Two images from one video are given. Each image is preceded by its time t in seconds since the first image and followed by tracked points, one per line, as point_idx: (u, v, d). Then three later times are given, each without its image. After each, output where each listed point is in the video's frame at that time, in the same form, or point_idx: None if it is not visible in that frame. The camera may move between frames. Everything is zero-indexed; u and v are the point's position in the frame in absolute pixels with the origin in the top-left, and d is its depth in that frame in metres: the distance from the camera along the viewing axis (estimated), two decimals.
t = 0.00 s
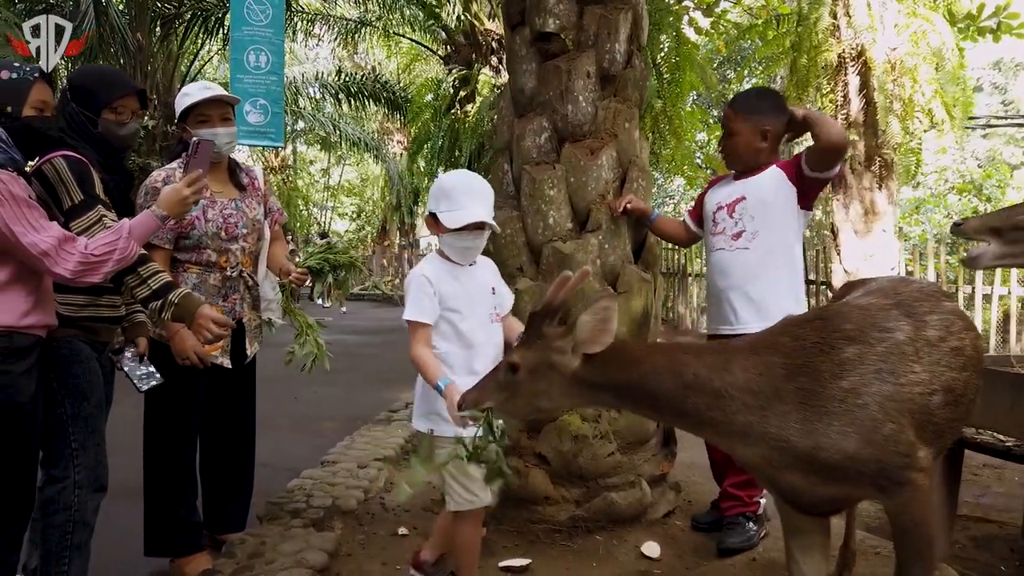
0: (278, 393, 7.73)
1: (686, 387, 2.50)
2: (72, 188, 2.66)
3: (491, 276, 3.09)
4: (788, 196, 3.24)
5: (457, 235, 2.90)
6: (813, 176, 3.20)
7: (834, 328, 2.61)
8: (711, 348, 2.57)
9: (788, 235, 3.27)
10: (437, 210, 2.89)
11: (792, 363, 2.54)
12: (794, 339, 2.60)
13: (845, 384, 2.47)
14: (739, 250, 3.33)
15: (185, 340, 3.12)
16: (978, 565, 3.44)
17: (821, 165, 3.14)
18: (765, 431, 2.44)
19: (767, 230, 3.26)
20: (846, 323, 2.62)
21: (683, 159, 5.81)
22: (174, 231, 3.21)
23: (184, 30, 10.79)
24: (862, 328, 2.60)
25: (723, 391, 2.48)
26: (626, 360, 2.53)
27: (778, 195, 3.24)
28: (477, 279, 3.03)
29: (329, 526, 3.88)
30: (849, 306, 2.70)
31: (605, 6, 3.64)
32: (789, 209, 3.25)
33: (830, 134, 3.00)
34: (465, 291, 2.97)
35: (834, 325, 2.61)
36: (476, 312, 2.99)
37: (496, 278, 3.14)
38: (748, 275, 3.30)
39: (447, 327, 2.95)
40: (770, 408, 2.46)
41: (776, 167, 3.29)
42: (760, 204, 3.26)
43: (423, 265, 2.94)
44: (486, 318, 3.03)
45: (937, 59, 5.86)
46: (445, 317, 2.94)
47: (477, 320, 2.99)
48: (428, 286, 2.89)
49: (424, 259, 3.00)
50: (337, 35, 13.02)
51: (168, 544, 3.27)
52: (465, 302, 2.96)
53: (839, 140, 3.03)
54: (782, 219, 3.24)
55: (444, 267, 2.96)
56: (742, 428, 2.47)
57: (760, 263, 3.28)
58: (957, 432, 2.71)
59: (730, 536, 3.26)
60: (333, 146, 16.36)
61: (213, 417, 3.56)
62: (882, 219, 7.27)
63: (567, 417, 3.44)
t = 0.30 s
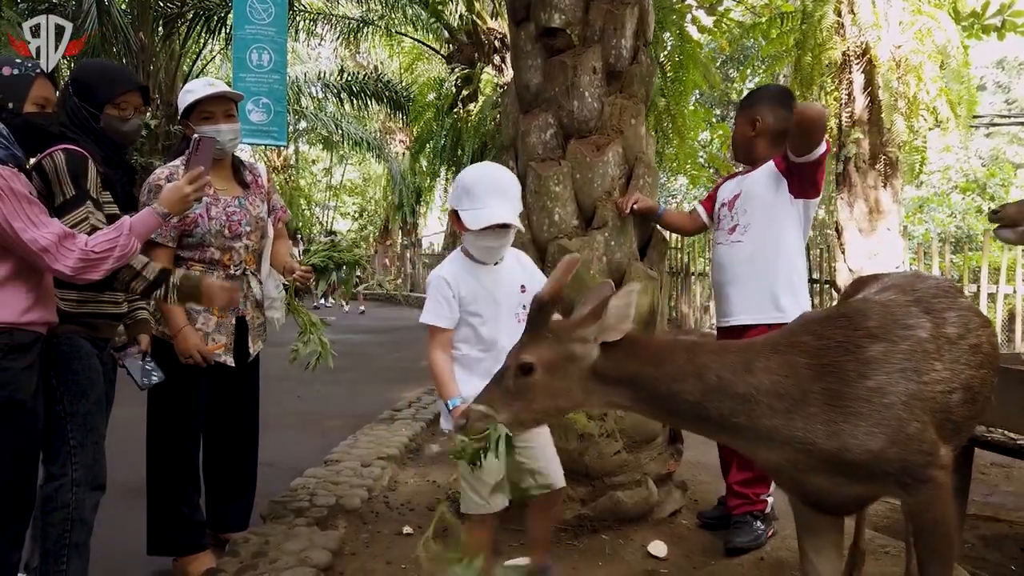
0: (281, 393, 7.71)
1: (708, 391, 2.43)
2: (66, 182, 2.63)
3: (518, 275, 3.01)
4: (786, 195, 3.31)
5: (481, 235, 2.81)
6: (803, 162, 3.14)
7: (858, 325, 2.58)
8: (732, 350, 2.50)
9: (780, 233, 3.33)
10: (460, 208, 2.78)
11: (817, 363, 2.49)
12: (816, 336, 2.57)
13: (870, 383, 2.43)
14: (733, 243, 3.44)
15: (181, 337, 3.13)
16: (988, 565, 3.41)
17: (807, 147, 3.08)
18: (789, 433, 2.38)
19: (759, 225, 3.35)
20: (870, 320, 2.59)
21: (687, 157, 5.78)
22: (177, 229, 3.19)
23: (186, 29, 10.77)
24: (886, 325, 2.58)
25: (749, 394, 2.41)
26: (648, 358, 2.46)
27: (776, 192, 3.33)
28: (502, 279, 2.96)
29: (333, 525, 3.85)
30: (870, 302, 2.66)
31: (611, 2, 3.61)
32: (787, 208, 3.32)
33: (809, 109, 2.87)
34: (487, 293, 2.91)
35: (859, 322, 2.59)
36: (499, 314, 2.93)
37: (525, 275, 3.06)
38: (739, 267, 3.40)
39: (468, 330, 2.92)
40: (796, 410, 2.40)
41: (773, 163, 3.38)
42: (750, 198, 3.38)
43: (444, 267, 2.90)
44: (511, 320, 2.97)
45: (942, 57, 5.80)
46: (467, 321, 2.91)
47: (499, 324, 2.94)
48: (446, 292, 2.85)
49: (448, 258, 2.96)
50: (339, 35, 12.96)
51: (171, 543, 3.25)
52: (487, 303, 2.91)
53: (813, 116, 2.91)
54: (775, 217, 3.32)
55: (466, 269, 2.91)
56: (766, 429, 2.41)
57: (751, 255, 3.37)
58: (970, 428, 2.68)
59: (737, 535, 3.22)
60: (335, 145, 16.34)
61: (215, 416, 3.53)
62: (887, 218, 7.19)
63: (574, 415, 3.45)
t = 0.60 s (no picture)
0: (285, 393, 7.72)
1: (741, 397, 2.08)
2: (55, 184, 2.63)
3: (572, 268, 2.81)
4: (778, 193, 3.33)
5: (534, 220, 2.55)
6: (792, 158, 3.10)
7: (884, 324, 2.45)
8: (761, 352, 2.18)
9: (773, 230, 3.34)
10: (512, 191, 2.52)
11: (849, 365, 2.31)
12: (843, 337, 2.36)
13: (902, 384, 2.33)
14: (730, 242, 3.50)
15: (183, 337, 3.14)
16: (995, 564, 3.40)
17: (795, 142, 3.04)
18: (824, 437, 2.17)
19: (753, 223, 3.39)
20: (894, 319, 2.47)
21: (690, 156, 5.77)
22: (181, 229, 3.20)
23: (189, 30, 10.78)
24: (911, 323, 2.49)
25: (783, 400, 2.12)
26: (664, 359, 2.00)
27: (768, 190, 3.35)
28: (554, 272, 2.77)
29: (336, 524, 3.84)
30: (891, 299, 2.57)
31: None
32: (779, 205, 3.33)
33: (788, 105, 2.80)
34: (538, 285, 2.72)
35: (884, 320, 2.47)
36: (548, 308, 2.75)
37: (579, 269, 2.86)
38: (736, 264, 3.45)
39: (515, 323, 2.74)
40: (831, 413, 2.19)
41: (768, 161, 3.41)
42: (743, 197, 3.43)
43: (495, 255, 2.73)
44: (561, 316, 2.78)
45: (945, 56, 5.86)
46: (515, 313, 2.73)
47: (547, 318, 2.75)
48: (495, 280, 2.67)
49: (500, 246, 2.79)
50: (342, 35, 12.98)
51: (174, 542, 3.25)
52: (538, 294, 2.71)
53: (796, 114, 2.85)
54: (767, 215, 3.35)
55: (518, 258, 2.73)
56: (802, 436, 2.16)
57: (745, 252, 3.41)
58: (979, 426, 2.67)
59: (741, 534, 3.22)
60: (337, 146, 16.36)
61: (218, 415, 3.52)
62: (890, 217, 7.18)
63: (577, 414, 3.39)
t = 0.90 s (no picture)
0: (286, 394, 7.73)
1: (772, 422, 1.92)
2: (39, 186, 2.71)
3: (608, 262, 2.71)
4: (777, 194, 3.35)
5: (575, 213, 2.43)
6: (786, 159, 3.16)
7: (902, 328, 2.41)
8: (783, 369, 2.06)
9: (772, 232, 3.35)
10: (553, 185, 2.42)
11: (871, 373, 2.23)
12: (865, 346, 2.30)
13: (925, 389, 2.30)
14: (729, 244, 3.50)
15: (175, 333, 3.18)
16: (995, 564, 3.40)
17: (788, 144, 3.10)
18: (851, 450, 2.07)
19: (752, 224, 3.40)
20: (909, 321, 2.45)
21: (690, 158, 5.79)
22: (181, 230, 3.20)
23: (191, 32, 10.76)
24: (926, 325, 2.46)
25: (813, 418, 2.00)
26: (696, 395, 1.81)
27: (766, 192, 3.37)
28: (590, 265, 2.66)
29: (337, 524, 3.84)
30: (907, 304, 2.53)
31: (614, 1, 3.61)
32: (777, 207, 3.35)
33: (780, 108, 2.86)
34: (572, 279, 2.63)
35: (901, 325, 2.42)
36: (583, 302, 2.64)
37: (618, 263, 2.75)
38: (735, 266, 3.46)
39: (549, 319, 2.65)
40: (857, 426, 2.10)
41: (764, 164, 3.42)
42: (741, 200, 3.45)
43: (529, 251, 2.67)
44: (598, 309, 2.66)
45: (947, 56, 5.87)
46: (548, 307, 2.64)
47: (584, 312, 2.64)
48: (526, 274, 2.61)
49: (536, 244, 2.72)
50: (344, 37, 13.00)
51: (174, 543, 3.26)
52: (575, 293, 2.63)
53: (789, 113, 2.90)
54: (765, 217, 3.37)
55: (551, 253, 2.65)
56: (831, 450, 2.04)
57: (744, 255, 3.42)
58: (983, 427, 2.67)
59: (742, 534, 3.22)
60: (338, 147, 16.38)
61: (219, 416, 3.53)
62: (891, 218, 7.18)
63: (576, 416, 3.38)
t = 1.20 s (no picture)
0: (285, 394, 7.75)
1: (796, 435, 1.85)
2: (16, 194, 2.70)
3: (626, 270, 2.57)
4: (771, 194, 3.35)
5: (587, 220, 2.38)
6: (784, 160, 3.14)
7: (907, 329, 2.37)
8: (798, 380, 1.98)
9: (766, 232, 3.36)
10: (564, 190, 2.39)
11: (882, 379, 2.18)
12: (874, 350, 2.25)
13: (932, 391, 2.29)
14: (724, 244, 3.50)
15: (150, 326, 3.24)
16: (991, 563, 3.40)
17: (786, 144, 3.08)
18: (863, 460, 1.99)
19: (747, 224, 3.41)
20: (913, 321, 2.43)
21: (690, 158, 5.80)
22: (178, 230, 3.22)
23: (191, 33, 10.70)
24: (928, 326, 2.45)
25: (830, 428, 1.92)
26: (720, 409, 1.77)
27: (762, 192, 3.37)
28: (606, 275, 2.53)
29: (334, 524, 3.85)
30: (907, 303, 2.52)
31: (610, 2, 3.63)
32: (771, 207, 3.35)
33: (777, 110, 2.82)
34: (586, 291, 2.52)
35: (907, 325, 2.39)
36: (599, 315, 2.52)
37: (638, 270, 2.59)
38: (731, 265, 3.46)
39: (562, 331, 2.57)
40: (869, 433, 2.02)
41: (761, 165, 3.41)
42: (737, 200, 3.45)
43: (542, 259, 2.60)
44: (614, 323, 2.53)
45: (946, 56, 5.86)
46: (561, 318, 2.55)
47: (599, 325, 2.52)
48: (537, 285, 2.54)
49: (551, 252, 2.64)
50: (344, 37, 13.02)
51: (171, 543, 3.26)
52: (587, 305, 2.52)
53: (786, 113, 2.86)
54: (760, 217, 3.37)
55: (564, 263, 2.55)
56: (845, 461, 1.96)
57: (739, 254, 3.43)
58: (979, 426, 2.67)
59: (737, 534, 3.22)
60: (339, 147, 16.41)
61: (216, 416, 3.53)
62: (890, 218, 7.19)
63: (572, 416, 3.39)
